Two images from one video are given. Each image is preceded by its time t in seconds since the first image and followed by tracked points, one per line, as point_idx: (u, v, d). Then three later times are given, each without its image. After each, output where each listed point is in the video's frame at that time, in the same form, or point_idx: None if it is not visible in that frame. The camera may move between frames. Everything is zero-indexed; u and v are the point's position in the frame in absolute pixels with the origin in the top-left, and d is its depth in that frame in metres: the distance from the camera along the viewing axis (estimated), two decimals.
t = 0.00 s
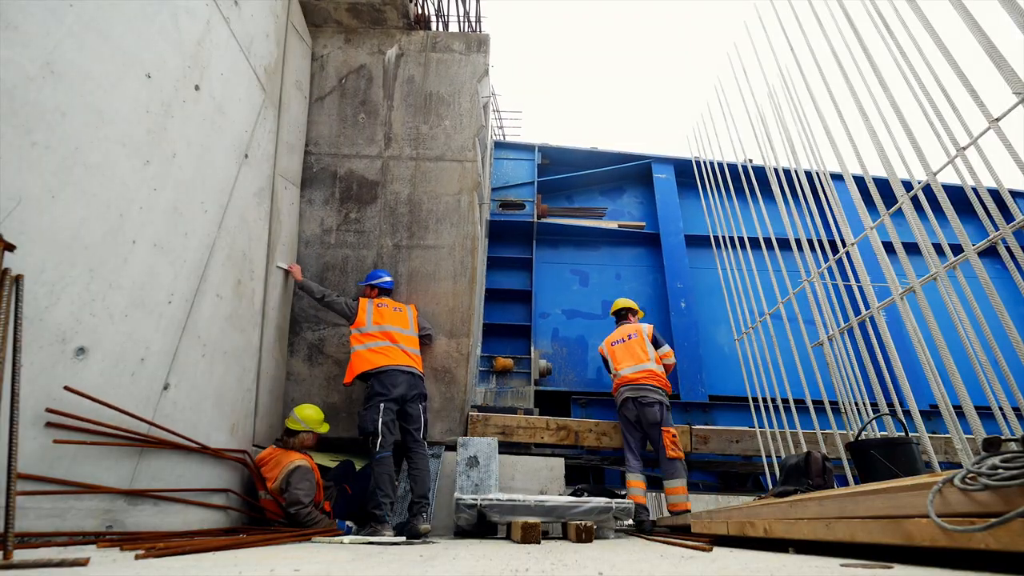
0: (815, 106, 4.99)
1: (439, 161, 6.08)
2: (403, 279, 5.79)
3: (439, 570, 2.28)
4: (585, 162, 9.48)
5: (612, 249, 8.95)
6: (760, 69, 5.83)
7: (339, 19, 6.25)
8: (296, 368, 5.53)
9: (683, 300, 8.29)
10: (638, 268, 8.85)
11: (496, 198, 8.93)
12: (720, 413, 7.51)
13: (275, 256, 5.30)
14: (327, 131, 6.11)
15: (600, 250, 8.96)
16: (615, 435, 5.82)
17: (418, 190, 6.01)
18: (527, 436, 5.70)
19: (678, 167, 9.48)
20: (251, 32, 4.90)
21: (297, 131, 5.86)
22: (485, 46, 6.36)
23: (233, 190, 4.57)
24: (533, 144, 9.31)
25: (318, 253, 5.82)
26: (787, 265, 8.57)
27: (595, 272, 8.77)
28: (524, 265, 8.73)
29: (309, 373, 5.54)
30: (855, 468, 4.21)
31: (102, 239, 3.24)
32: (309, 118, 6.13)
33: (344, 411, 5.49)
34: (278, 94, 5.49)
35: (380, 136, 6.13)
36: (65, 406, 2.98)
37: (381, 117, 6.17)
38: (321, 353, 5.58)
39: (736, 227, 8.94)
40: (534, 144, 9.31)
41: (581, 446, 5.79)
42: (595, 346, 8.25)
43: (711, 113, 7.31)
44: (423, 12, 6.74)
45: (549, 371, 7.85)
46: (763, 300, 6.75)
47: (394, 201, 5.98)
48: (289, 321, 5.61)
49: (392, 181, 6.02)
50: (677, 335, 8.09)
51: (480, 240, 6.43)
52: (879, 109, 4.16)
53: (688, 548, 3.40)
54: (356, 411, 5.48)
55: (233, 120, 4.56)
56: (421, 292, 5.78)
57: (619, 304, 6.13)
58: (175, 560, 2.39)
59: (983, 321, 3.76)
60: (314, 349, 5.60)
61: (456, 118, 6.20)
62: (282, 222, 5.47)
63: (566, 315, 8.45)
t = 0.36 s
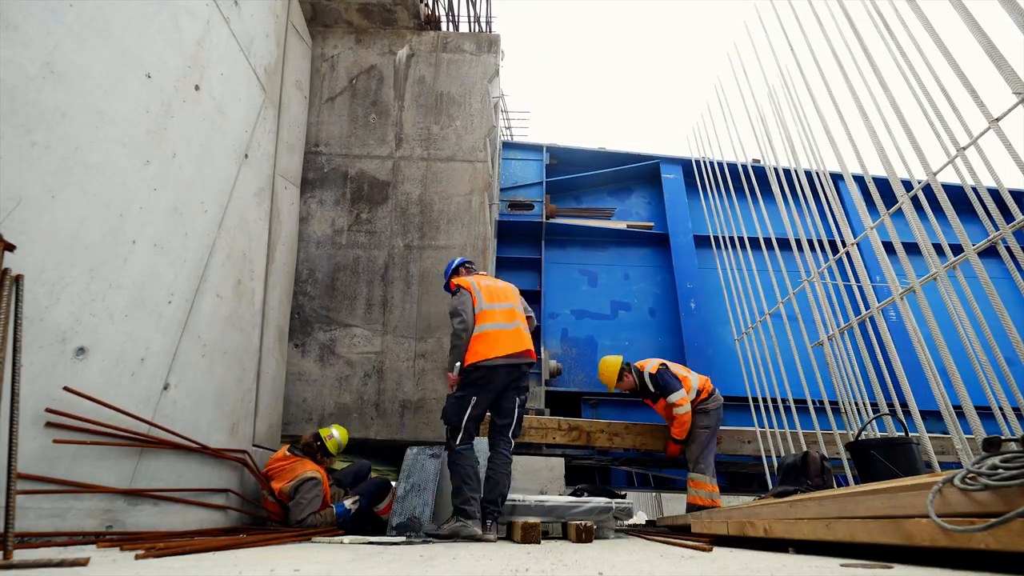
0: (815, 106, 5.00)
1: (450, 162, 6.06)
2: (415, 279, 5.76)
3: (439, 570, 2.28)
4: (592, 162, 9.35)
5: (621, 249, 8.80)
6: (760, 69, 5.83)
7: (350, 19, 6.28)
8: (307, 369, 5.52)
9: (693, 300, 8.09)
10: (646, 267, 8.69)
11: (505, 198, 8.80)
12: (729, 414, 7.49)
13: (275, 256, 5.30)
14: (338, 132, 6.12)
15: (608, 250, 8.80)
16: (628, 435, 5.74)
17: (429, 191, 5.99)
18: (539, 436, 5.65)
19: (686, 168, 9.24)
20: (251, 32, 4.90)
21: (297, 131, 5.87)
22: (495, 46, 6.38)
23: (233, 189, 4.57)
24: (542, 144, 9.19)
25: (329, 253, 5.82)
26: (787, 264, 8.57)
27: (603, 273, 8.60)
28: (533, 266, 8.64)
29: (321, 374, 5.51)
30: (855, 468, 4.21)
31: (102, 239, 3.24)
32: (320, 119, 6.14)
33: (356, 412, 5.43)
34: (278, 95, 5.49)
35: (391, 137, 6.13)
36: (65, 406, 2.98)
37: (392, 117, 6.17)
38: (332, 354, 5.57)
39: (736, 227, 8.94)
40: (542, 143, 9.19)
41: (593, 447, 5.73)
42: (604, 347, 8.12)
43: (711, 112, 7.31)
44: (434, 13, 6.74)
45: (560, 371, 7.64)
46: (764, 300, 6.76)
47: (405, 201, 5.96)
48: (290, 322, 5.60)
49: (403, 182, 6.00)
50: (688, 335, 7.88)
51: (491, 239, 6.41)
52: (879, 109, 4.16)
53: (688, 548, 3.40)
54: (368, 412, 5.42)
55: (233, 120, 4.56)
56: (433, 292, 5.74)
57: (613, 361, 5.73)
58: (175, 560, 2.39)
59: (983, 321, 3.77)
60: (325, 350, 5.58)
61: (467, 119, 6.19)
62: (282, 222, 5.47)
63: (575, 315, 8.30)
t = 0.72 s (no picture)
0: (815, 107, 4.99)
1: (461, 162, 6.06)
2: (426, 280, 5.77)
3: (439, 570, 2.28)
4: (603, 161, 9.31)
5: (629, 251, 8.79)
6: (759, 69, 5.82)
7: (360, 20, 6.29)
8: (318, 368, 5.54)
9: (702, 301, 8.08)
10: (654, 268, 8.72)
11: (513, 199, 8.75)
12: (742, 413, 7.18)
13: (275, 256, 5.30)
14: (349, 132, 6.12)
15: (616, 251, 8.78)
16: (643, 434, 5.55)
17: (439, 191, 5.99)
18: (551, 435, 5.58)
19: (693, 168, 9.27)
20: (251, 32, 4.90)
21: (297, 131, 5.87)
22: (505, 46, 6.37)
23: (233, 190, 4.57)
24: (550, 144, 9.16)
25: (340, 254, 5.82)
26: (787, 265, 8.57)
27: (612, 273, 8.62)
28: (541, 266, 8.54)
29: (332, 374, 5.54)
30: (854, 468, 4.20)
31: (102, 239, 3.24)
32: (331, 119, 6.14)
33: (367, 413, 5.47)
34: (278, 95, 5.49)
35: (402, 137, 6.12)
36: (65, 406, 2.98)
37: (402, 118, 6.17)
38: (343, 354, 5.59)
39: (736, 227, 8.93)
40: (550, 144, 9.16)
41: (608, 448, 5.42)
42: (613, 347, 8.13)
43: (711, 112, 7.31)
44: (444, 13, 6.73)
45: (570, 372, 7.63)
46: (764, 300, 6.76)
47: (416, 202, 5.96)
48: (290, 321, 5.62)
49: (413, 182, 6.00)
50: (697, 334, 7.89)
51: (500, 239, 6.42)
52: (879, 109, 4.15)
53: (689, 547, 3.39)
54: (379, 412, 5.46)
55: (233, 120, 4.56)
56: (444, 293, 5.75)
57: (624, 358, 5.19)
58: (175, 560, 2.39)
59: (983, 321, 3.77)
60: (336, 350, 5.60)
61: (477, 119, 6.18)
62: (282, 222, 5.47)
63: (585, 315, 8.31)
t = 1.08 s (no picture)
0: (816, 106, 5.00)
1: (472, 163, 6.07)
2: (437, 281, 5.77)
3: (439, 570, 2.27)
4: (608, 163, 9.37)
5: (639, 250, 8.77)
6: (760, 69, 5.83)
7: (370, 20, 6.30)
8: (329, 369, 5.53)
9: (712, 302, 8.10)
10: (664, 269, 8.63)
11: (521, 199, 8.74)
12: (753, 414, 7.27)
13: (275, 256, 5.30)
14: (359, 133, 6.11)
15: (625, 251, 8.77)
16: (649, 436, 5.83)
17: (450, 192, 5.99)
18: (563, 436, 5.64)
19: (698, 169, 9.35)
20: (251, 32, 4.90)
21: (297, 131, 5.86)
22: (516, 47, 6.38)
23: (233, 189, 4.57)
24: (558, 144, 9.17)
25: (351, 255, 5.81)
26: (787, 264, 8.58)
27: (621, 274, 8.56)
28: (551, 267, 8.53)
29: (344, 375, 5.53)
30: (854, 468, 4.20)
31: (102, 239, 3.24)
32: (341, 120, 6.13)
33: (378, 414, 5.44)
34: (279, 95, 5.49)
35: (412, 137, 6.12)
36: (65, 405, 2.98)
37: (413, 118, 6.17)
38: (355, 355, 5.60)
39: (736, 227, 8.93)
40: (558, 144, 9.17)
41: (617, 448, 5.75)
42: (623, 348, 8.07)
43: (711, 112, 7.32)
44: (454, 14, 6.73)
45: (579, 374, 7.57)
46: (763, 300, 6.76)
47: (426, 202, 5.96)
48: (289, 322, 5.61)
49: (424, 183, 6.00)
50: (707, 335, 7.88)
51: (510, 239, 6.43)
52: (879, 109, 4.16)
53: (689, 548, 3.39)
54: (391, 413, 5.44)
55: (233, 120, 4.55)
56: (455, 294, 5.75)
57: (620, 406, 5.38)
58: (175, 560, 2.39)
59: (983, 321, 3.77)
60: (348, 351, 5.61)
61: (488, 120, 6.19)
62: (282, 222, 5.47)
63: (593, 316, 8.26)
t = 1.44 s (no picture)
0: (816, 107, 5.01)
1: (483, 163, 6.06)
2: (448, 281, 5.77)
3: (440, 570, 2.27)
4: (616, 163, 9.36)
5: (647, 250, 8.75)
6: (760, 69, 5.84)
7: (380, 20, 6.29)
8: (340, 369, 5.53)
9: (721, 303, 8.10)
10: (672, 269, 8.62)
11: (529, 199, 8.75)
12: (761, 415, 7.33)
13: (275, 256, 5.29)
14: (370, 133, 6.11)
15: (634, 251, 8.77)
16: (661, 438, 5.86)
17: (461, 192, 5.99)
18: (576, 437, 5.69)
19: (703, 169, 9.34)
20: (251, 32, 4.90)
21: (298, 131, 5.86)
22: (526, 47, 6.35)
23: (233, 189, 4.57)
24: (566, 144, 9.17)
25: (361, 255, 5.81)
26: (787, 264, 8.58)
27: (629, 274, 8.56)
28: (560, 267, 8.50)
29: (355, 375, 5.52)
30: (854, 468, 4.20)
31: (102, 240, 3.24)
32: (351, 120, 6.13)
33: (389, 414, 5.44)
34: (279, 95, 5.49)
35: (423, 138, 6.12)
36: (65, 406, 2.98)
37: (423, 119, 6.16)
38: (365, 355, 5.57)
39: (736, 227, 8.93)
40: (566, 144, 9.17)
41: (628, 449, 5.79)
42: (631, 348, 8.07)
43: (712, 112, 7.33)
44: (465, 14, 6.71)
45: (589, 374, 7.63)
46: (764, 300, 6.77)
47: (437, 203, 5.96)
48: (289, 321, 5.60)
49: (434, 183, 6.00)
50: (716, 336, 7.86)
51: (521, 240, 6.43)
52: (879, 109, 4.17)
53: (689, 548, 3.39)
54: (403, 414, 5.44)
55: (233, 120, 4.55)
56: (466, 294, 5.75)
57: (637, 393, 5.47)
58: (175, 560, 2.38)
59: (983, 321, 3.77)
60: (358, 351, 5.58)
61: (498, 120, 6.18)
62: (282, 222, 5.47)
63: (601, 317, 8.27)
